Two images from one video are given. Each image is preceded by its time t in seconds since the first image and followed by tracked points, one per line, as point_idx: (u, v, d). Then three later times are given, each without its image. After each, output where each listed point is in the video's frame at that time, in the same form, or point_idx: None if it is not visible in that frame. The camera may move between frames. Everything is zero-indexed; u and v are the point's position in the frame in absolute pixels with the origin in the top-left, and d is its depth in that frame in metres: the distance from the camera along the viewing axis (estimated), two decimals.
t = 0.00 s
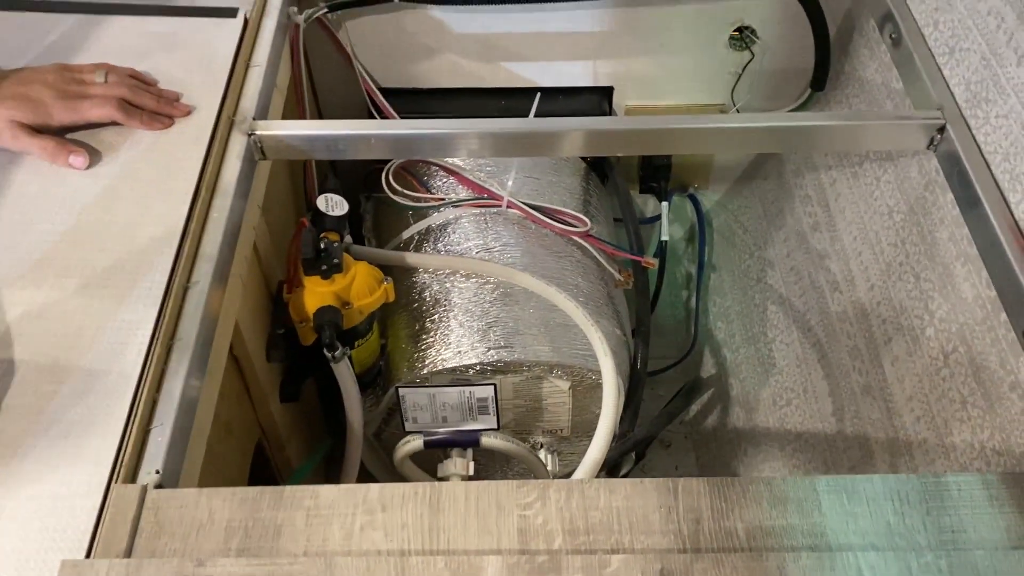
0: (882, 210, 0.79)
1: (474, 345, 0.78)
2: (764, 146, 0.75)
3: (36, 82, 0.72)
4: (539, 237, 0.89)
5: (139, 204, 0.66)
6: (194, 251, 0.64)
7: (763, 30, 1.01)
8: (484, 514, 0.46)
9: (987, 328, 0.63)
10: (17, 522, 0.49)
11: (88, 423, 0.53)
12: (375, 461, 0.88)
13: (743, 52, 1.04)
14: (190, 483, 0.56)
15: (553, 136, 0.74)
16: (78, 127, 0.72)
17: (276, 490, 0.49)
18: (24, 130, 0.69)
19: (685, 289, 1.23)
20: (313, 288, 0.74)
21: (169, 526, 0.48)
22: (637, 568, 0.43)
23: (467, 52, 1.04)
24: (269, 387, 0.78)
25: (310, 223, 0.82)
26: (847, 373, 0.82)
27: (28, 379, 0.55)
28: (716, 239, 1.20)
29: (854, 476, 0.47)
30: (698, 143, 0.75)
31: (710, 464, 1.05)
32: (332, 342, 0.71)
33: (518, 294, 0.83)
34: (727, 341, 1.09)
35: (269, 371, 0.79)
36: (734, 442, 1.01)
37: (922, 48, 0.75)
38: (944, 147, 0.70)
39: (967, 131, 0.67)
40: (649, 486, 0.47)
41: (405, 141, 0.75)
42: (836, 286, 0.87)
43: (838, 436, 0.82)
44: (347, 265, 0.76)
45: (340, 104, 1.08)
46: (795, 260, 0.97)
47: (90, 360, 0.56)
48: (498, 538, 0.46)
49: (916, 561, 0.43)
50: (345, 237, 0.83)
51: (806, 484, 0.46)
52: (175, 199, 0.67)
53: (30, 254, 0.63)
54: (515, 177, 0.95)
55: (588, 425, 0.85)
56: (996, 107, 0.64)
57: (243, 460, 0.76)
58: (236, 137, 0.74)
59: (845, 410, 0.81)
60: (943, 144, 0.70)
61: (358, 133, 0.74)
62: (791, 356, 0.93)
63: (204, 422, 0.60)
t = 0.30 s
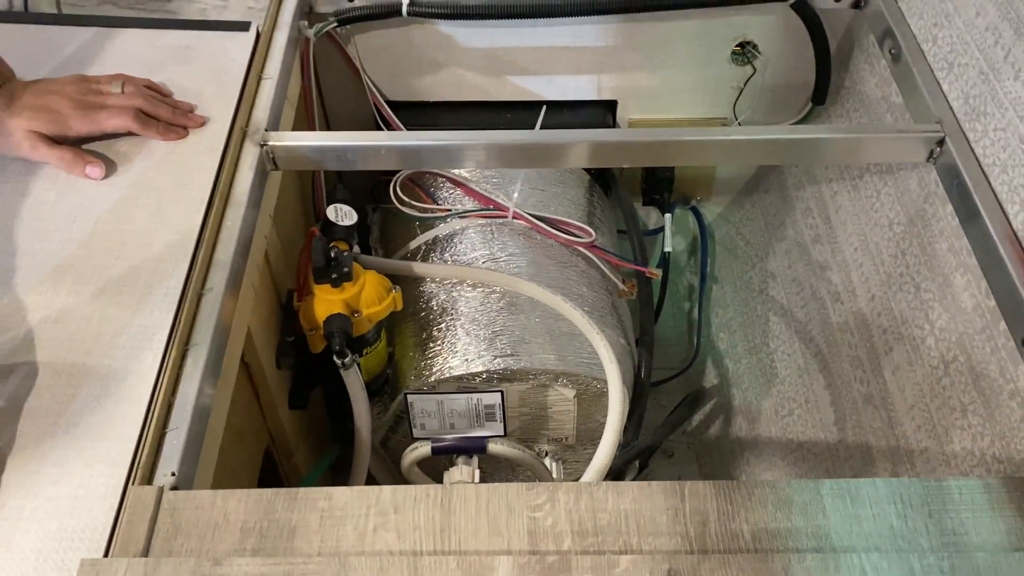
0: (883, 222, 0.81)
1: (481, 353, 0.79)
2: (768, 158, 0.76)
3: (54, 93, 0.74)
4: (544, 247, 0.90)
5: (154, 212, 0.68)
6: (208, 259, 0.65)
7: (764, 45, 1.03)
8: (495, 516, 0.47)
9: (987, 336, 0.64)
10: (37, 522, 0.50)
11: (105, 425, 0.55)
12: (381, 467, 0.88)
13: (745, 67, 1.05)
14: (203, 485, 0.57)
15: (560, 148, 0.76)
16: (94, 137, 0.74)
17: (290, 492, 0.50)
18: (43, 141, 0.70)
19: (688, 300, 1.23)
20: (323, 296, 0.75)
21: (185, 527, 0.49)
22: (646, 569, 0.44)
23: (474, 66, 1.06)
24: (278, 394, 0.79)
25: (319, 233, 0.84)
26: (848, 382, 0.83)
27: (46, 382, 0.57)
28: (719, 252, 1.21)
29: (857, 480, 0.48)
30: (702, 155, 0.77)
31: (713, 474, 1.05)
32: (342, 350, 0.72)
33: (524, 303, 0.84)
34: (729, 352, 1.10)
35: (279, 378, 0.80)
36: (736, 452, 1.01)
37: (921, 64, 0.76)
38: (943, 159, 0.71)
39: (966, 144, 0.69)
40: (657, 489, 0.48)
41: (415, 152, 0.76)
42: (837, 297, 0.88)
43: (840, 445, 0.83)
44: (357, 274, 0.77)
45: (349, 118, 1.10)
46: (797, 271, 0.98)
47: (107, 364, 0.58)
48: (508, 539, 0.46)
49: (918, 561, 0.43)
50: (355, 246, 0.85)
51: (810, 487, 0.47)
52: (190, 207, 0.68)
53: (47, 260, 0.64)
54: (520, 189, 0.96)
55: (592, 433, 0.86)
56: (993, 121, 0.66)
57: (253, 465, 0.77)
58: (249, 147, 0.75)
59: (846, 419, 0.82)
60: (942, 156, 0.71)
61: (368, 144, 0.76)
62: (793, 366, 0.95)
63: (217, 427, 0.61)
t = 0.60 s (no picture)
0: (881, 232, 0.82)
1: (484, 360, 0.81)
2: (767, 169, 0.77)
3: (68, 104, 0.75)
4: (547, 256, 0.92)
5: (165, 221, 0.70)
6: (218, 267, 0.67)
7: (764, 58, 1.05)
8: (497, 518, 0.49)
9: (982, 344, 0.65)
10: (51, 522, 0.52)
11: (118, 429, 0.56)
12: (386, 471, 0.89)
13: (746, 79, 1.07)
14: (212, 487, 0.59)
15: (563, 158, 0.77)
16: (107, 146, 0.76)
17: (299, 493, 0.51)
18: (58, 151, 0.72)
19: (689, 309, 1.24)
20: (330, 303, 0.77)
21: (195, 527, 0.50)
22: (645, 570, 0.45)
23: (478, 78, 1.08)
24: (285, 400, 0.81)
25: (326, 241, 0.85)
26: (847, 390, 0.84)
27: (61, 386, 0.58)
28: (720, 261, 1.22)
29: (851, 483, 0.49)
30: (702, 165, 0.78)
31: (713, 481, 1.06)
32: (349, 355, 0.73)
33: (527, 311, 0.85)
34: (730, 360, 1.11)
35: (286, 384, 0.81)
36: (736, 459, 1.02)
37: (917, 78, 0.78)
38: (939, 171, 0.72)
39: (961, 155, 0.70)
40: (656, 492, 0.49)
41: (420, 162, 0.78)
42: (836, 306, 0.89)
43: (839, 452, 0.84)
44: (363, 282, 0.79)
45: (355, 128, 1.12)
46: (797, 280, 0.99)
47: (120, 370, 0.59)
48: (511, 540, 0.48)
49: (911, 562, 0.44)
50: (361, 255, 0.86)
51: (806, 491, 0.48)
52: (200, 216, 0.70)
53: (61, 267, 0.66)
54: (524, 199, 0.98)
55: (594, 439, 0.87)
56: (987, 133, 0.67)
57: (260, 470, 0.78)
58: (259, 158, 0.77)
59: (845, 427, 0.83)
60: (938, 168, 0.73)
61: (375, 154, 0.77)
62: (792, 374, 0.96)
63: (225, 431, 0.62)
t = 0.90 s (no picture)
0: (879, 236, 0.84)
1: (493, 359, 0.83)
2: (767, 174, 0.80)
3: (96, 112, 0.78)
4: (554, 260, 0.94)
5: (188, 224, 0.73)
6: (239, 267, 0.70)
7: (766, 68, 1.07)
8: (506, 505, 0.51)
9: (975, 344, 0.67)
10: (85, 507, 0.55)
11: (146, 420, 0.59)
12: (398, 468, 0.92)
13: (748, 88, 1.10)
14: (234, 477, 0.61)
15: (570, 165, 0.80)
16: (134, 153, 0.79)
17: (318, 481, 0.53)
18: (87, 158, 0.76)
19: (694, 313, 1.24)
20: (346, 304, 0.80)
21: (219, 512, 0.53)
22: (647, 553, 0.47)
23: (488, 88, 1.11)
24: (301, 398, 0.84)
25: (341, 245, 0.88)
26: (847, 391, 0.86)
27: (92, 381, 0.62)
28: (725, 265, 1.24)
29: (845, 473, 0.51)
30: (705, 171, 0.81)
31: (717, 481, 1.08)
32: (363, 354, 0.76)
33: (535, 313, 0.88)
34: (735, 363, 1.13)
35: (302, 382, 0.84)
36: (740, 459, 1.04)
37: (914, 87, 0.80)
38: (934, 176, 0.75)
39: (955, 161, 0.72)
40: (657, 481, 0.51)
41: (432, 168, 0.81)
42: (836, 309, 0.91)
43: (839, 451, 0.86)
44: (377, 284, 0.81)
45: (368, 136, 1.15)
46: (799, 284, 1.01)
47: (148, 365, 0.63)
48: (519, 525, 0.50)
49: (901, 548, 0.47)
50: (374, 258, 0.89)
51: (802, 480, 0.51)
52: (222, 220, 0.73)
53: (91, 269, 0.69)
54: (532, 204, 1.00)
55: (600, 438, 0.90)
56: (980, 140, 0.69)
57: (277, 465, 0.81)
58: (278, 164, 0.80)
59: (845, 426, 0.85)
60: (932, 173, 0.75)
61: (388, 160, 0.80)
62: (794, 376, 0.98)
63: (246, 425, 0.65)
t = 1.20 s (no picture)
0: (886, 237, 0.86)
1: (508, 357, 0.86)
2: (777, 177, 0.82)
3: (127, 117, 0.82)
4: (567, 261, 0.97)
5: (215, 226, 0.76)
6: (265, 267, 0.73)
7: (775, 74, 1.10)
8: (522, 491, 0.53)
9: (980, 341, 0.68)
10: (120, 492, 0.58)
11: (177, 411, 0.62)
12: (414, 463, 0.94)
13: (758, 94, 1.12)
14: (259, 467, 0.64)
15: (583, 168, 0.83)
16: (162, 156, 0.82)
17: (342, 470, 0.56)
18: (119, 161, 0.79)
19: (705, 316, 1.26)
20: (366, 303, 0.82)
21: (247, 498, 0.55)
22: (658, 537, 0.49)
23: (502, 94, 1.13)
24: (322, 394, 0.86)
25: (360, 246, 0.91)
26: (855, 390, 0.88)
27: (125, 374, 0.65)
28: (735, 269, 1.26)
29: (850, 462, 0.53)
30: (715, 174, 0.83)
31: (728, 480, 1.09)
32: (383, 350, 0.78)
33: (549, 313, 0.90)
34: (745, 364, 1.14)
35: (323, 379, 0.87)
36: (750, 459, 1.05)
37: (919, 93, 0.83)
38: (938, 179, 0.77)
39: (959, 164, 0.74)
40: (669, 469, 0.53)
41: (449, 171, 0.83)
42: (844, 310, 0.93)
43: (848, 449, 0.87)
44: (396, 283, 0.84)
45: (385, 141, 1.18)
46: (808, 286, 1.03)
47: (178, 359, 0.65)
48: (536, 511, 0.52)
49: (905, 533, 0.48)
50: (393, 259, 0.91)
51: (808, 469, 0.53)
52: (247, 222, 0.76)
53: (122, 267, 0.72)
54: (546, 208, 1.03)
55: (612, 435, 0.92)
56: (983, 143, 0.71)
57: (299, 459, 0.83)
58: (301, 167, 0.82)
59: (854, 424, 0.87)
60: (937, 176, 0.77)
61: (407, 164, 0.83)
62: (804, 376, 0.99)
63: (271, 418, 0.68)
